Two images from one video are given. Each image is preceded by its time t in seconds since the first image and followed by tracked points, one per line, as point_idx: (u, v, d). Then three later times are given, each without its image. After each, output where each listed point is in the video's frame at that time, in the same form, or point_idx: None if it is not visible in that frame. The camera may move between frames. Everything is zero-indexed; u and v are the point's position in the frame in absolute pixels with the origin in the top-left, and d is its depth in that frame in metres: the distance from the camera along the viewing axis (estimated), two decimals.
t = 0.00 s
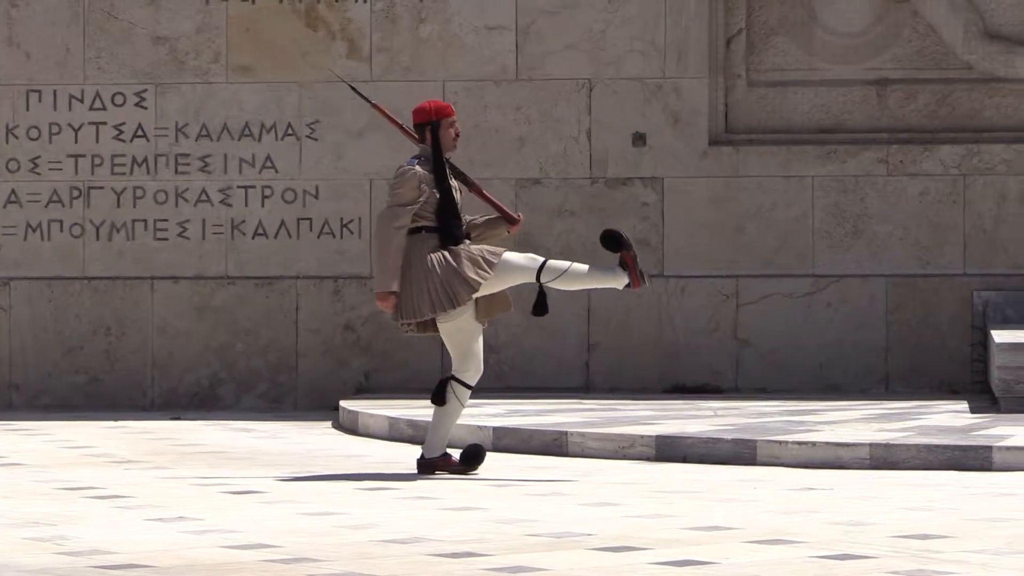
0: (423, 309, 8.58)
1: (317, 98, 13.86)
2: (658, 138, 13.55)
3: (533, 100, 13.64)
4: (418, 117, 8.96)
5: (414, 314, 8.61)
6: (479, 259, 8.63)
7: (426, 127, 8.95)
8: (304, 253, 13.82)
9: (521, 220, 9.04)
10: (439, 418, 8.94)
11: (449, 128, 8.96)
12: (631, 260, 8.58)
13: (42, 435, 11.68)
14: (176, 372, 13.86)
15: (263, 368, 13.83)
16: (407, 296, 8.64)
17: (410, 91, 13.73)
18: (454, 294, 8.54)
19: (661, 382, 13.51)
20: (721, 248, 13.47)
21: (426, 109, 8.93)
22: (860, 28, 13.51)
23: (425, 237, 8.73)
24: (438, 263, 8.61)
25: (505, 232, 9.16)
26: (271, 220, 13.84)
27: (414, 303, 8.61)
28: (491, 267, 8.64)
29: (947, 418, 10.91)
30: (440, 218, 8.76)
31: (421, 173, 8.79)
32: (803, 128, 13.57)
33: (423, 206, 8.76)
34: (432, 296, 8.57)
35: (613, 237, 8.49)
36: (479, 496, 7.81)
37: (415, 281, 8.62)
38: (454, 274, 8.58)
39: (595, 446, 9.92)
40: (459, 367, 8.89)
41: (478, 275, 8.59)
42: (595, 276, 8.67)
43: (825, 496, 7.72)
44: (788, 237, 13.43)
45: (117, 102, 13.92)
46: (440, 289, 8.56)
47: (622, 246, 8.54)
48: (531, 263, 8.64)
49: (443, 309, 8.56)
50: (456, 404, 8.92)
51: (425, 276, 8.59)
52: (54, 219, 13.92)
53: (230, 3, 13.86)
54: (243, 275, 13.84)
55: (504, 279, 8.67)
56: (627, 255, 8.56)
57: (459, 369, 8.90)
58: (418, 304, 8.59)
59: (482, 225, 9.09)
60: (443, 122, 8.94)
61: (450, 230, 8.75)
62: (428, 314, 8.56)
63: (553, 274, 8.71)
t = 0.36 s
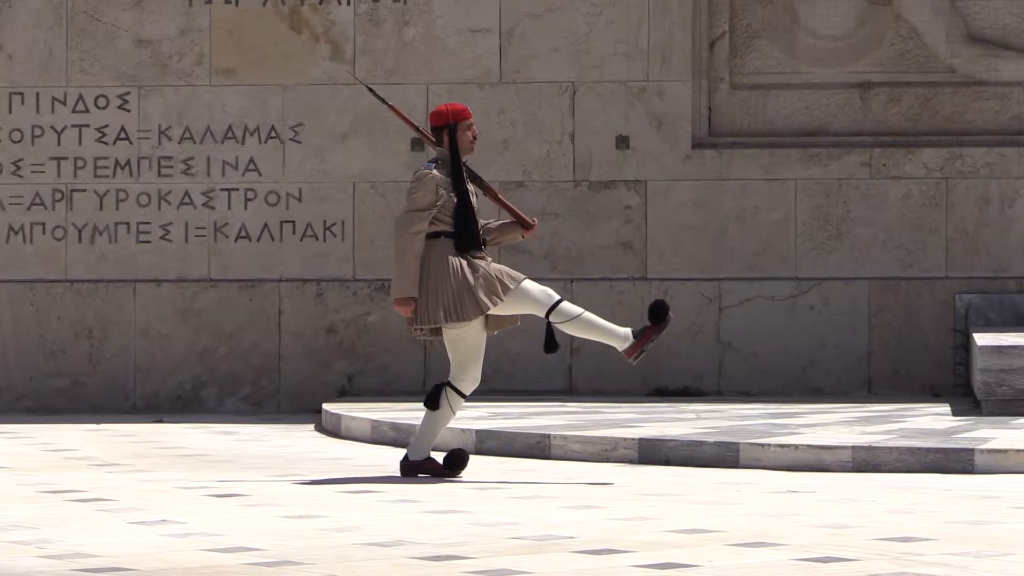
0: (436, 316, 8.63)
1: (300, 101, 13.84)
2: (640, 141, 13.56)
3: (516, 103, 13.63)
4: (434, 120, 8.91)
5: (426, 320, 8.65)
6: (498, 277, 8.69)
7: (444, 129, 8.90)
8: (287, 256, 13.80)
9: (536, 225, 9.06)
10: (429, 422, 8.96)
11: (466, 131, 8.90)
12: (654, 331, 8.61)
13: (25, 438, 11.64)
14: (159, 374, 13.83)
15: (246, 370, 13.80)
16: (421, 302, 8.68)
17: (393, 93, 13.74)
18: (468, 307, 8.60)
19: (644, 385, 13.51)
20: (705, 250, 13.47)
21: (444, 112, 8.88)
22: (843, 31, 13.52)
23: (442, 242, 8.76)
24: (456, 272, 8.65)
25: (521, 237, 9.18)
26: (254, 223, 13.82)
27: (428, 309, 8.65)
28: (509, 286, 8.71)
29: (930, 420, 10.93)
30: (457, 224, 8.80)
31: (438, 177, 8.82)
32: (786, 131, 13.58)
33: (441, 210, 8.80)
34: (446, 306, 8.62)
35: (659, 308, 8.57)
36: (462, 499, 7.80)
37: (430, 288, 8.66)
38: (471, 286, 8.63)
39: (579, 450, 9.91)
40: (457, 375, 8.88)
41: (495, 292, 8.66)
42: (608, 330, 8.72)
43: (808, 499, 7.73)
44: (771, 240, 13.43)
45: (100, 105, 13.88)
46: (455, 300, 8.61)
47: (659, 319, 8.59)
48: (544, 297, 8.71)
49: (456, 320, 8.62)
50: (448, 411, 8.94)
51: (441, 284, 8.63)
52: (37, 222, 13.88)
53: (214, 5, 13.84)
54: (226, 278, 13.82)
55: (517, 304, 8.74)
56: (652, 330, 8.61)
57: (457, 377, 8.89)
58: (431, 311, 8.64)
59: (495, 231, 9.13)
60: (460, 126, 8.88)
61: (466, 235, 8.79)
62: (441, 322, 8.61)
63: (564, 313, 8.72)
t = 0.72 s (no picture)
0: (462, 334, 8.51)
1: (257, 103, 13.80)
2: (598, 143, 13.56)
3: (474, 106, 13.63)
4: (460, 134, 8.77)
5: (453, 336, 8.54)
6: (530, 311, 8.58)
7: (470, 144, 8.75)
8: (244, 259, 13.76)
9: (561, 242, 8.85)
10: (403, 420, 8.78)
11: (493, 146, 8.76)
12: (621, 458, 8.56)
13: None
14: (116, 377, 13.74)
15: (203, 373, 13.73)
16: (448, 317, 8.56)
17: (351, 96, 13.74)
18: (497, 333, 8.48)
19: (601, 388, 13.50)
20: (662, 252, 13.49)
21: (470, 126, 8.74)
22: (800, 35, 13.55)
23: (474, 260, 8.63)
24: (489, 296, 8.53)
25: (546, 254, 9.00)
26: (211, 225, 13.77)
27: (457, 326, 8.52)
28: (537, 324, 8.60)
29: (886, 422, 10.96)
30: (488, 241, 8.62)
31: (468, 192, 8.63)
32: (743, 134, 13.60)
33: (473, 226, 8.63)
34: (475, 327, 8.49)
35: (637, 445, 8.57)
36: (420, 503, 7.76)
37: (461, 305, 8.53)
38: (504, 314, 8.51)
39: (537, 452, 9.89)
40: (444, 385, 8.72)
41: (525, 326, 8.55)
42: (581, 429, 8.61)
43: (765, 501, 7.74)
44: (728, 242, 13.46)
45: (56, 107, 13.80)
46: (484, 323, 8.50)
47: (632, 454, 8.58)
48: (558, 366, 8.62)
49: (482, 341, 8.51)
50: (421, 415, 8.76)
51: (474, 300, 8.52)
52: None
53: (171, 7, 13.80)
54: (182, 281, 13.77)
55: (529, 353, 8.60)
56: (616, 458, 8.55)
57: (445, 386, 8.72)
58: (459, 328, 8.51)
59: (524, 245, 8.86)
60: (487, 140, 8.74)
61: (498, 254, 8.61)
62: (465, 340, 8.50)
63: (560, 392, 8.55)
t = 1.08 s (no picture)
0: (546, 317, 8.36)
1: (222, 105, 13.79)
2: (563, 144, 13.56)
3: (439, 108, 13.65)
4: (499, 120, 8.74)
5: (534, 319, 8.36)
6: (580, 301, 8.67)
7: (509, 130, 8.73)
8: (209, 261, 13.73)
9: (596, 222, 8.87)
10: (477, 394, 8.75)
11: (532, 131, 8.75)
12: (577, 476, 8.53)
13: None
14: (81, 379, 13.73)
15: (169, 375, 13.72)
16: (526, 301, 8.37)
17: (316, 98, 13.73)
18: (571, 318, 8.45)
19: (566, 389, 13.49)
20: (627, 253, 13.50)
21: (507, 113, 8.73)
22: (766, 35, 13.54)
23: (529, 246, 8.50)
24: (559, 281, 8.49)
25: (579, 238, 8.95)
26: (177, 227, 13.74)
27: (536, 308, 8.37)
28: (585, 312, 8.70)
29: (853, 423, 10.98)
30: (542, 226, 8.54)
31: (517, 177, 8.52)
32: (709, 135, 13.61)
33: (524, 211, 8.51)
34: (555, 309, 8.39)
35: (598, 470, 8.53)
36: (385, 504, 7.73)
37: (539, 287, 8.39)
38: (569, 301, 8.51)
39: (503, 453, 9.88)
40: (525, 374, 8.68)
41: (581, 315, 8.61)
42: (552, 437, 8.56)
43: (730, 502, 7.73)
44: (693, 243, 13.46)
45: (21, 109, 13.80)
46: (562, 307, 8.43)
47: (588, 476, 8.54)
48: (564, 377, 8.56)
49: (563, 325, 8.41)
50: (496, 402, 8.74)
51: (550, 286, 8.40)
52: None
53: (136, 9, 13.80)
54: (148, 282, 13.74)
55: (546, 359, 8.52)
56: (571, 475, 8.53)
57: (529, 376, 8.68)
58: (543, 311, 8.37)
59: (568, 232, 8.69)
60: (525, 125, 8.73)
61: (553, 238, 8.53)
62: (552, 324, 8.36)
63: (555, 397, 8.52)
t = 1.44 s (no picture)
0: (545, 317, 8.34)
1: (203, 107, 13.78)
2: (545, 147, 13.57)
3: (421, 109, 13.65)
4: (504, 115, 8.59)
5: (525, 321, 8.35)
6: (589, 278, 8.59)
7: (514, 126, 8.59)
8: (191, 263, 13.72)
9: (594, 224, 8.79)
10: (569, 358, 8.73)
11: (537, 127, 8.62)
12: (562, 478, 8.51)
13: None
14: (63, 381, 13.73)
15: (151, 378, 13.71)
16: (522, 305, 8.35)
17: (298, 100, 13.72)
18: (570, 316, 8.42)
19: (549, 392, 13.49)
20: (610, 255, 13.51)
21: (513, 108, 8.57)
22: (748, 37, 13.54)
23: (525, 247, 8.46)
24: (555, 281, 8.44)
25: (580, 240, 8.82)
26: (159, 229, 13.74)
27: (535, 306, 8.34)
28: (601, 277, 8.63)
29: (834, 425, 10.99)
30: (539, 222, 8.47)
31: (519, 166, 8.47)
32: (691, 137, 13.61)
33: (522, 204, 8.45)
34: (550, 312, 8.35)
35: (581, 470, 8.50)
36: (368, 507, 7.72)
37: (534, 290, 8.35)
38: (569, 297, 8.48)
39: (485, 456, 9.87)
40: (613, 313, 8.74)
41: (592, 293, 8.55)
42: (536, 437, 8.53)
43: (712, 504, 7.74)
44: (675, 246, 13.46)
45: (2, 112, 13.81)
46: (561, 305, 8.41)
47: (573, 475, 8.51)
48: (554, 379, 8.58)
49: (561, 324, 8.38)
50: (601, 334, 8.70)
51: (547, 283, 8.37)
52: None
53: (117, 11, 13.79)
54: (129, 284, 13.75)
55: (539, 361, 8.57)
56: (556, 478, 8.50)
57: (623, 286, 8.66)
58: (542, 312, 8.33)
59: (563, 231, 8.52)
60: (531, 121, 8.60)
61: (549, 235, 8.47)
62: (550, 326, 8.34)
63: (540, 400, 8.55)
